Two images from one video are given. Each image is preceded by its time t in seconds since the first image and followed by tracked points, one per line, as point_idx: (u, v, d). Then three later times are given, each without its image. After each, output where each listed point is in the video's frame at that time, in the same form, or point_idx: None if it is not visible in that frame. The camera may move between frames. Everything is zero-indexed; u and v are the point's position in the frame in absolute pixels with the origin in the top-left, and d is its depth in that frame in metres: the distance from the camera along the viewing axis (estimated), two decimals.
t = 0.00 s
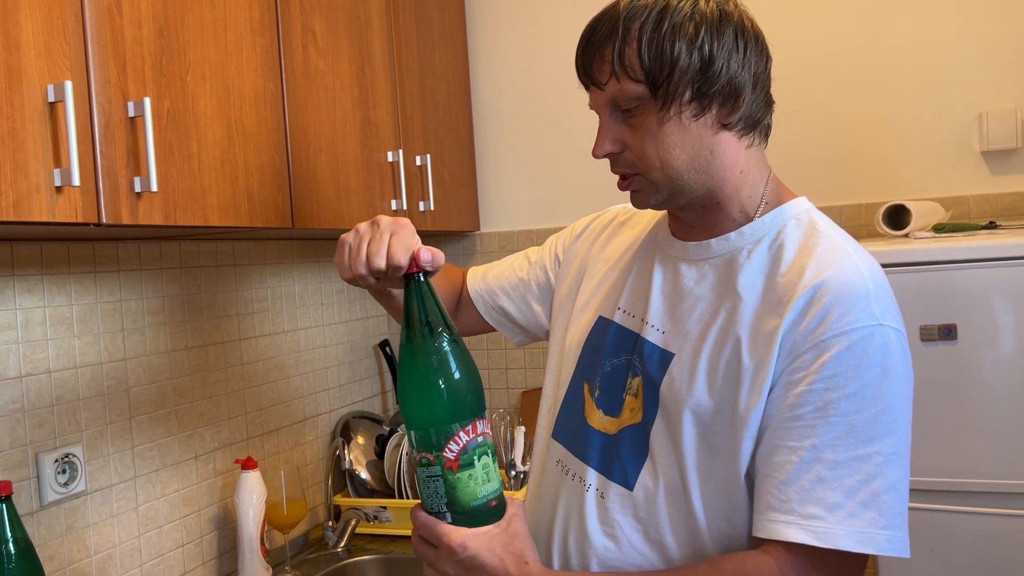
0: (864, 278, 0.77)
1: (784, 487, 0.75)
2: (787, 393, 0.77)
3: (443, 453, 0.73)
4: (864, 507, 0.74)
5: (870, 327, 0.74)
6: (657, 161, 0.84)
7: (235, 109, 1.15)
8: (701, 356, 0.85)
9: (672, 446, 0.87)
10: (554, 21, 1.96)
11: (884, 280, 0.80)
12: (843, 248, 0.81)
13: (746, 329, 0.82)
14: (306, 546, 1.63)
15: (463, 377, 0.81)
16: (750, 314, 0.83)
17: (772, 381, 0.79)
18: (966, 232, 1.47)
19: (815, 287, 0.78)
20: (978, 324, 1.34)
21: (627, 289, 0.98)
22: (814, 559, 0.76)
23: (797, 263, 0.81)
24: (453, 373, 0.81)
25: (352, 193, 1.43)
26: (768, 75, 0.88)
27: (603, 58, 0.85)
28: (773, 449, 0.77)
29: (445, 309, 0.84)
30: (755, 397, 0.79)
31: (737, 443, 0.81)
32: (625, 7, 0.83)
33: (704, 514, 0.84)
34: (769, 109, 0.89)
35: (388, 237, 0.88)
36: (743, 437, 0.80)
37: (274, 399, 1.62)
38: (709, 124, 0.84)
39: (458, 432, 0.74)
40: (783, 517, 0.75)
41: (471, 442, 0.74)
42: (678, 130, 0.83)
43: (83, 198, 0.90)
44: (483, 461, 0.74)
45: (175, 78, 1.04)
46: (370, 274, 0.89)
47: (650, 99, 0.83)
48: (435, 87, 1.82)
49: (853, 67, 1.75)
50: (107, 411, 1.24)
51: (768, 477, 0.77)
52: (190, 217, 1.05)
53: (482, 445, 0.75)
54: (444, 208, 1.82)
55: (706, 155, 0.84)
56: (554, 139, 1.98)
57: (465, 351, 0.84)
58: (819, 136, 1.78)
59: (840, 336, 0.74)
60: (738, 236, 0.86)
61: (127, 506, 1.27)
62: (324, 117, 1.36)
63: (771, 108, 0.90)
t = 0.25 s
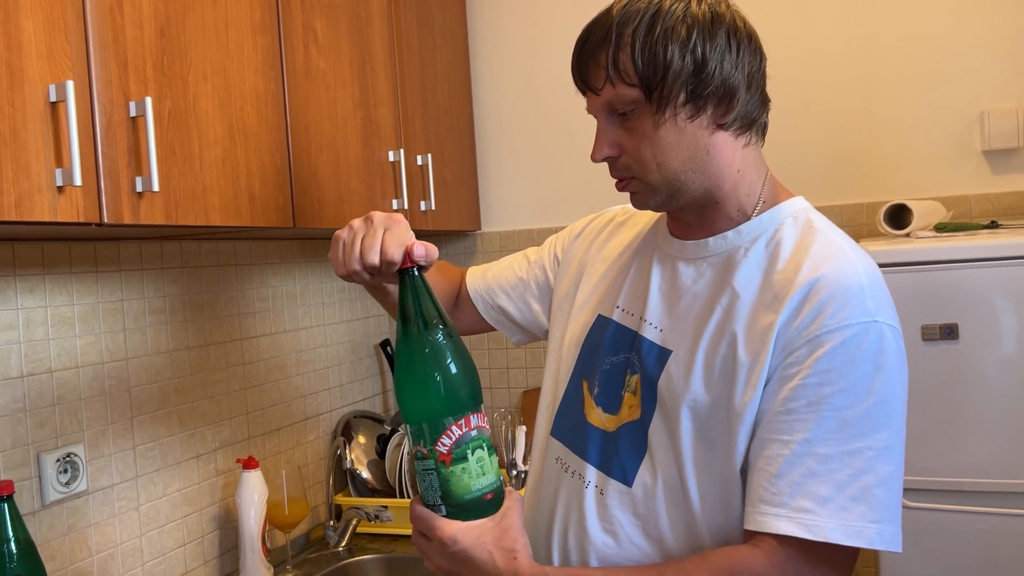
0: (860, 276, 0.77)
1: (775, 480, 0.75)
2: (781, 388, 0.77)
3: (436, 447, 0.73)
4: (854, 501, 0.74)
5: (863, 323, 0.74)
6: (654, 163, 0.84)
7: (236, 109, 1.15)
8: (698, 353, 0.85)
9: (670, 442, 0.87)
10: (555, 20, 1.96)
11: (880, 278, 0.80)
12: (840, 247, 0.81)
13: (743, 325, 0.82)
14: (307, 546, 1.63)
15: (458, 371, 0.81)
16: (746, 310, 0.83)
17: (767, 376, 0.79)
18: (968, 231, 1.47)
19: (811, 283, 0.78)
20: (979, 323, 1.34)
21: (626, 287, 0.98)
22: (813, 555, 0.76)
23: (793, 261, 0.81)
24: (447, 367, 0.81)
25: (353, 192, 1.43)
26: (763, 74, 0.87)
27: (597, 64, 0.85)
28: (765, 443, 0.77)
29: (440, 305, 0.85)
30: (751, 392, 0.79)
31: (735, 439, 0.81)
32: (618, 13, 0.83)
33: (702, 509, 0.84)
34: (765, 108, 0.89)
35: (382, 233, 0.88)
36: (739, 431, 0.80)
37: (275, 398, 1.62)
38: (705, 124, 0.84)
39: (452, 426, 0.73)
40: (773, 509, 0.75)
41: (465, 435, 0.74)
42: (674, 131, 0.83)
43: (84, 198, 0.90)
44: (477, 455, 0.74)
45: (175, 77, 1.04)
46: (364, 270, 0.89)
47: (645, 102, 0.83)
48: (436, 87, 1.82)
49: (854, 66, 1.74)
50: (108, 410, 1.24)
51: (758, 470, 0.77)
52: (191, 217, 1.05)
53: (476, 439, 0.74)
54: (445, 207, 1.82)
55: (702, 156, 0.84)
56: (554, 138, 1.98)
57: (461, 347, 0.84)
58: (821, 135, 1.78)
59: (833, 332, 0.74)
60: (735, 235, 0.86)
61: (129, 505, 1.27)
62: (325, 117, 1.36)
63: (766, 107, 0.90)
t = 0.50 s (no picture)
0: (860, 275, 0.77)
1: (767, 474, 0.75)
2: (779, 385, 0.77)
3: (430, 439, 0.73)
4: (847, 498, 0.74)
5: (863, 322, 0.74)
6: (657, 165, 0.84)
7: (239, 108, 1.15)
8: (700, 350, 0.85)
9: (671, 440, 0.87)
10: (556, 19, 1.96)
11: (881, 279, 0.80)
12: (842, 246, 0.81)
13: (743, 322, 0.82)
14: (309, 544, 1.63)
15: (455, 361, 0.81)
16: (746, 308, 0.83)
17: (765, 373, 0.79)
18: (970, 230, 1.47)
19: (811, 281, 0.78)
20: (982, 322, 1.34)
21: (628, 286, 0.98)
22: (813, 552, 0.76)
23: (796, 259, 0.81)
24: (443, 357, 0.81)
25: (356, 191, 1.43)
26: (764, 72, 0.87)
27: (598, 69, 0.85)
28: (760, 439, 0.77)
29: (437, 297, 0.84)
30: (750, 389, 0.79)
31: (735, 435, 0.80)
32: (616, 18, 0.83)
33: (703, 506, 0.84)
34: (767, 106, 0.89)
35: (377, 224, 0.88)
36: (738, 427, 0.80)
37: (277, 397, 1.62)
38: (707, 124, 0.84)
39: (445, 417, 0.73)
40: (764, 504, 0.75)
41: (458, 427, 0.74)
42: (677, 132, 0.83)
43: (87, 196, 0.90)
44: (470, 447, 0.74)
45: (178, 75, 1.04)
46: (359, 261, 0.89)
47: (647, 105, 0.83)
48: (438, 85, 1.82)
49: (855, 65, 1.74)
50: (110, 409, 1.24)
51: (750, 464, 0.77)
52: (194, 215, 1.05)
53: (469, 431, 0.74)
54: (447, 206, 1.82)
55: (706, 155, 0.84)
56: (556, 137, 1.98)
57: (459, 340, 0.84)
58: (823, 134, 1.78)
59: (832, 330, 0.74)
60: (737, 234, 0.86)
61: (131, 504, 1.27)
62: (327, 116, 1.36)
63: (768, 104, 0.89)
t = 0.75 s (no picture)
0: (860, 274, 0.77)
1: (770, 475, 0.75)
2: (781, 385, 0.77)
3: (432, 442, 0.74)
4: (850, 497, 0.74)
5: (864, 321, 0.74)
6: (663, 161, 0.84)
7: (242, 107, 1.15)
8: (701, 350, 0.85)
9: (672, 439, 0.87)
10: (558, 19, 1.96)
11: (882, 278, 0.80)
12: (841, 246, 0.81)
13: (744, 322, 0.82)
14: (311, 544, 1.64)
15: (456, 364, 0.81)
16: (747, 307, 0.83)
17: (767, 373, 0.79)
18: (972, 230, 1.47)
19: (811, 281, 0.78)
20: (984, 322, 1.34)
21: (629, 286, 0.98)
22: (815, 551, 0.76)
23: (796, 259, 0.81)
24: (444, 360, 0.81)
25: (358, 190, 1.43)
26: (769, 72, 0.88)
27: (606, 63, 0.85)
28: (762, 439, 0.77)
29: (437, 298, 0.84)
30: (751, 388, 0.79)
31: (737, 435, 0.81)
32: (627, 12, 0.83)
33: (705, 506, 0.84)
34: (772, 104, 0.89)
35: (380, 226, 0.88)
36: (740, 426, 0.80)
37: (279, 396, 1.62)
38: (713, 121, 0.84)
39: (447, 420, 0.74)
40: (768, 505, 0.75)
41: (461, 430, 0.74)
42: (682, 129, 0.83)
43: (90, 196, 0.90)
44: (472, 450, 0.74)
45: (180, 74, 1.04)
46: (363, 264, 0.89)
47: (654, 100, 0.83)
48: (440, 85, 1.82)
49: (857, 64, 1.74)
50: (113, 408, 1.24)
51: (753, 465, 0.77)
52: (197, 215, 1.05)
53: (471, 434, 0.75)
54: (448, 205, 1.82)
55: (710, 154, 0.84)
56: (558, 136, 1.98)
57: (459, 341, 0.84)
58: (824, 134, 1.78)
59: (833, 330, 0.74)
60: (737, 234, 0.87)
61: (134, 503, 1.27)
62: (330, 116, 1.36)
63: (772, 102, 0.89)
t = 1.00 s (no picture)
0: (854, 265, 0.77)
1: (784, 472, 0.75)
2: (782, 381, 0.77)
3: (442, 447, 0.74)
4: (860, 489, 0.73)
5: (861, 313, 0.74)
6: (718, 141, 0.83)
7: (243, 107, 1.15)
8: (700, 349, 0.85)
9: (672, 439, 0.87)
10: (558, 18, 1.96)
11: (876, 267, 0.80)
12: (834, 236, 0.81)
13: (743, 321, 0.82)
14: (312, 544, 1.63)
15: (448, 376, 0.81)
16: (745, 306, 0.83)
17: (767, 370, 0.79)
18: (973, 229, 1.47)
19: (806, 275, 0.78)
20: (986, 322, 1.33)
21: (625, 286, 0.98)
22: (816, 550, 0.76)
23: (790, 254, 0.82)
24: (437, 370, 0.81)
25: (359, 190, 1.43)
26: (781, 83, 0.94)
27: (680, 25, 0.83)
28: (769, 437, 0.77)
29: (432, 315, 0.85)
30: (753, 386, 0.79)
31: (738, 434, 0.80)
32: None
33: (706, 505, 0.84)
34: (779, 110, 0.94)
35: (371, 238, 0.91)
36: (744, 424, 0.80)
37: (280, 396, 1.62)
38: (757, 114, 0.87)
39: (457, 425, 0.75)
40: (784, 503, 0.75)
41: (468, 435, 0.76)
42: (740, 112, 0.84)
43: (92, 195, 0.90)
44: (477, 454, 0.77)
45: (181, 74, 1.04)
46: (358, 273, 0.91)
47: (726, 75, 0.83)
48: (441, 84, 1.82)
49: (858, 64, 1.74)
50: (113, 408, 1.24)
51: (765, 464, 0.77)
52: (198, 214, 1.05)
53: (475, 439, 0.77)
54: (449, 205, 1.82)
55: (750, 145, 0.86)
56: (558, 136, 1.98)
57: (452, 355, 0.84)
58: (825, 134, 1.78)
59: (831, 322, 0.74)
60: (732, 230, 0.87)
61: (134, 502, 1.27)
62: (331, 115, 1.36)
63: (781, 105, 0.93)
